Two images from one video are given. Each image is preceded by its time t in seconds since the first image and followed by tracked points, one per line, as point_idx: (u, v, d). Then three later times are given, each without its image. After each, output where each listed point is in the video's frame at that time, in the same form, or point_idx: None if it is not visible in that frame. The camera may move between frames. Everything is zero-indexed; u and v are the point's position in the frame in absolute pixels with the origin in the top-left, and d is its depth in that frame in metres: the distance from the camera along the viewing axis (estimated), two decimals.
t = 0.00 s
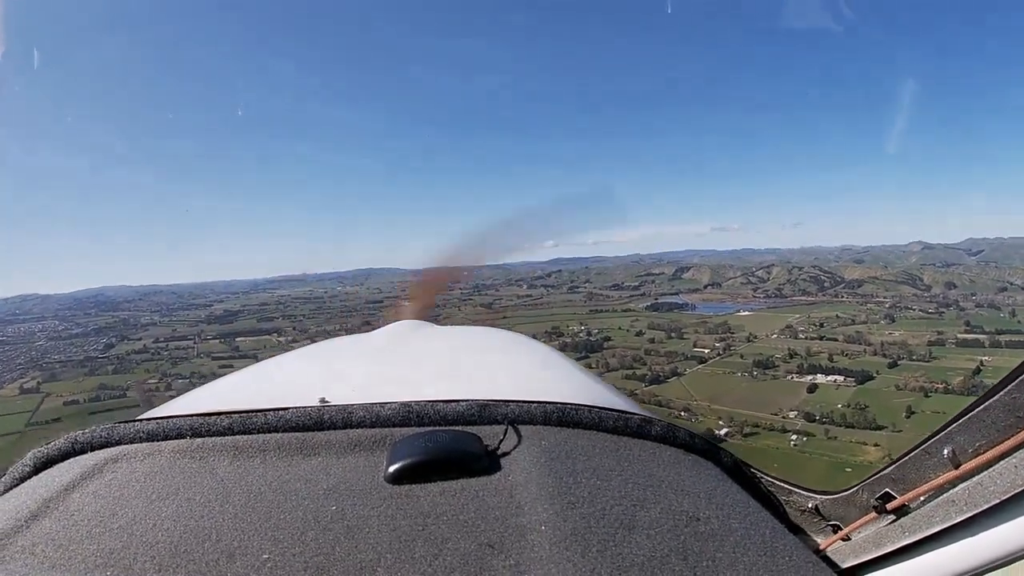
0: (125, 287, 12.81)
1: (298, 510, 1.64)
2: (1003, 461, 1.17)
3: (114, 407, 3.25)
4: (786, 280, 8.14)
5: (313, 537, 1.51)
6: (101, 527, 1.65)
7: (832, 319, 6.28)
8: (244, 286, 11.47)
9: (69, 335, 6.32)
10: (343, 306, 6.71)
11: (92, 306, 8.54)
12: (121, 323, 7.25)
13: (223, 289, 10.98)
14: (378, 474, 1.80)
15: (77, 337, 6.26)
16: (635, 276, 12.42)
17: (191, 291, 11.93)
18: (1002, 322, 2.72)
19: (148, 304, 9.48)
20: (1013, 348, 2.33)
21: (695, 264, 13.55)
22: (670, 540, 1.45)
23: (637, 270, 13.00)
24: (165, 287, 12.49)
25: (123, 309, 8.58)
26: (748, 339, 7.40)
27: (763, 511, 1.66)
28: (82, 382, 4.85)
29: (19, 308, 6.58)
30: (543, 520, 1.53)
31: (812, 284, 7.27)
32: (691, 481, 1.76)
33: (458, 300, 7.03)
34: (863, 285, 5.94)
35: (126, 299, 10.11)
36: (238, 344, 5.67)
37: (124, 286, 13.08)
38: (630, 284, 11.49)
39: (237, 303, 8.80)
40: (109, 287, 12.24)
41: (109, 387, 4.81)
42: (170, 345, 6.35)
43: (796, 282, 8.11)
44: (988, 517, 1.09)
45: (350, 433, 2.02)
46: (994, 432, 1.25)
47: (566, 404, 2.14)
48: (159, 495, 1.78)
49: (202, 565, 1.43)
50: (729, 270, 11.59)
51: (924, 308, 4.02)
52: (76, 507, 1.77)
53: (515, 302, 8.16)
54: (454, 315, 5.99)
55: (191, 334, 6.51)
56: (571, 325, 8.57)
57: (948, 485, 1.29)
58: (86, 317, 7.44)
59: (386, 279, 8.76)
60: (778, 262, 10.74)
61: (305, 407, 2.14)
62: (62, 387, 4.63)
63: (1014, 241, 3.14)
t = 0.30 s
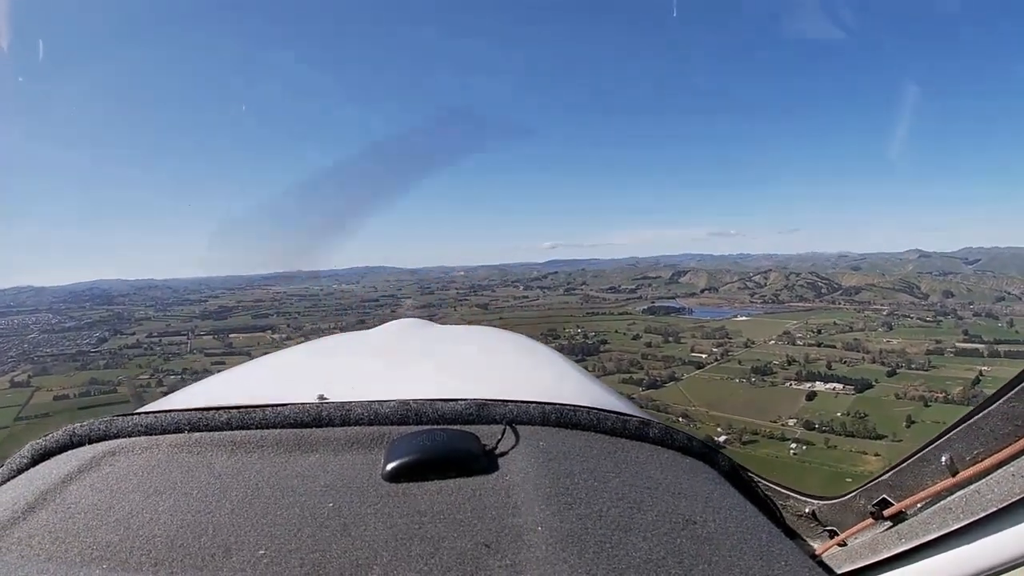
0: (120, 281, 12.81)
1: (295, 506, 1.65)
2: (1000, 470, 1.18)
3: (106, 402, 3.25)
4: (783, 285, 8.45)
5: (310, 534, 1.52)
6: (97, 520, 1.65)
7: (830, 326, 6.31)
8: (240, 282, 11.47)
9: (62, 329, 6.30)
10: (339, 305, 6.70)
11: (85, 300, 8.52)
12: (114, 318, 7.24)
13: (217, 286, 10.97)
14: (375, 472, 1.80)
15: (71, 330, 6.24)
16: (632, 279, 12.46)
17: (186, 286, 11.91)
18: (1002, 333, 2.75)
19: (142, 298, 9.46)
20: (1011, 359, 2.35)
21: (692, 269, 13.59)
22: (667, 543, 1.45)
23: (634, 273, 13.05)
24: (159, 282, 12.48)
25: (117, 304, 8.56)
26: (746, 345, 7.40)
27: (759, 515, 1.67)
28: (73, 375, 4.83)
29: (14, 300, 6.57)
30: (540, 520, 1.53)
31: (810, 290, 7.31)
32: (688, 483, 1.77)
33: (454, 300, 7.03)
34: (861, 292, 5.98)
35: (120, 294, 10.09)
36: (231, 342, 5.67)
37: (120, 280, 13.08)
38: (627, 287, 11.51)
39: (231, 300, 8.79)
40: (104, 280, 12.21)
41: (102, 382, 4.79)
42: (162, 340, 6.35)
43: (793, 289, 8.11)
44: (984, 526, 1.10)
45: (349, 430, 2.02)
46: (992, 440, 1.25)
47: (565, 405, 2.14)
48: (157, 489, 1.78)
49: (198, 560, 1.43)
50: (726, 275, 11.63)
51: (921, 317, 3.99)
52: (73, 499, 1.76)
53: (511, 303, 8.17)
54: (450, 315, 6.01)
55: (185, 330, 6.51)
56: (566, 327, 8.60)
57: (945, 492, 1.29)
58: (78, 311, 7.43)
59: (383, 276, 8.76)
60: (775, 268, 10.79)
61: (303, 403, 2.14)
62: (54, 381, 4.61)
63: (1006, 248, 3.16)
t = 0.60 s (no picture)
0: (117, 281, 12.82)
1: (290, 502, 1.64)
2: (997, 478, 1.17)
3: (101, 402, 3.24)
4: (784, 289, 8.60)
5: (305, 530, 1.51)
6: (91, 513, 1.64)
7: (829, 326, 6.32)
8: (237, 282, 11.47)
9: (57, 329, 6.28)
10: (336, 306, 6.70)
11: (82, 301, 8.52)
12: (110, 319, 7.24)
13: (214, 287, 10.97)
14: (371, 470, 1.79)
15: (66, 331, 6.23)
16: (630, 279, 12.48)
17: (183, 287, 11.91)
18: (1001, 333, 2.77)
19: (138, 299, 9.46)
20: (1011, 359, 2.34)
21: (691, 270, 13.62)
22: (661, 546, 1.44)
23: (632, 274, 13.06)
24: (155, 283, 12.49)
25: (113, 305, 8.56)
26: (745, 346, 7.38)
27: (754, 519, 1.66)
28: (66, 376, 4.80)
29: (9, 301, 6.56)
30: (534, 521, 1.52)
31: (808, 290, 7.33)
32: (684, 487, 1.76)
33: (452, 300, 7.02)
34: (860, 292, 5.99)
35: (117, 295, 10.10)
36: (226, 343, 5.67)
37: (116, 280, 13.12)
38: (626, 288, 11.52)
39: (228, 301, 8.79)
40: (100, 280, 12.21)
41: (95, 382, 4.78)
42: (158, 341, 6.36)
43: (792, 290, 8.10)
44: (980, 533, 1.09)
45: (345, 428, 2.01)
46: (988, 448, 1.25)
47: (562, 406, 2.13)
48: (151, 483, 1.77)
49: (192, 555, 1.42)
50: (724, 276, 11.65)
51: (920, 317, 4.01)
52: (68, 492, 1.75)
53: (509, 303, 8.17)
54: (448, 316, 6.00)
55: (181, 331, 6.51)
56: (565, 327, 8.60)
57: (940, 501, 1.28)
58: (74, 313, 7.42)
59: (381, 276, 8.76)
60: (774, 269, 10.78)
61: (300, 400, 2.13)
62: (48, 382, 4.60)
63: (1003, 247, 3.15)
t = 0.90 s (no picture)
0: (115, 287, 12.82)
1: (284, 500, 1.63)
2: (990, 484, 1.17)
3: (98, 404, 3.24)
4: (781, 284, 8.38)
5: (298, 528, 1.50)
6: (84, 508, 1.63)
7: (832, 324, 6.31)
8: (235, 286, 11.46)
9: (54, 335, 6.27)
10: (334, 310, 6.70)
11: (79, 307, 8.52)
12: (107, 325, 7.24)
13: (212, 292, 10.96)
14: (365, 469, 1.79)
15: (63, 337, 6.23)
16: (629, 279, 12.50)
17: (181, 293, 11.92)
18: (1004, 328, 2.68)
19: (135, 305, 9.46)
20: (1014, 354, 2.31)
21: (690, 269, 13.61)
22: (654, 547, 1.44)
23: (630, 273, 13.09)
24: (154, 289, 12.51)
25: (111, 310, 8.55)
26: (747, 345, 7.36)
27: (748, 522, 1.66)
28: (63, 383, 4.79)
29: (6, 309, 6.56)
30: (528, 522, 1.52)
31: (807, 287, 7.33)
32: (678, 489, 1.75)
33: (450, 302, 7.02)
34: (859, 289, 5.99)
35: (115, 301, 10.10)
36: (224, 348, 5.66)
37: (115, 286, 13.11)
38: (625, 288, 11.56)
39: (225, 306, 8.78)
40: (98, 285, 12.18)
41: (92, 387, 4.77)
42: (156, 346, 6.37)
43: (791, 287, 8.08)
44: (973, 539, 1.09)
45: (339, 426, 2.01)
46: (982, 454, 1.24)
47: (557, 407, 2.12)
48: (145, 479, 1.76)
49: (184, 551, 1.42)
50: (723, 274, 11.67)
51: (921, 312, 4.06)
52: (61, 486, 1.75)
53: (508, 303, 8.17)
54: (446, 317, 6.01)
55: (178, 336, 6.52)
56: (564, 329, 8.61)
57: (934, 506, 1.28)
58: (71, 318, 7.42)
59: (379, 278, 8.76)
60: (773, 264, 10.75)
61: (295, 397, 2.12)
62: (44, 389, 4.59)
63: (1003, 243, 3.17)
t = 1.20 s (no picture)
0: (116, 293, 12.83)
1: (283, 501, 1.63)
2: (989, 485, 1.16)
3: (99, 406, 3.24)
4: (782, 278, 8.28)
5: (297, 529, 1.50)
6: (83, 509, 1.63)
7: (835, 318, 6.31)
8: (236, 290, 11.46)
9: (54, 341, 6.27)
10: (335, 312, 6.69)
11: (80, 312, 8.53)
12: (107, 331, 7.25)
13: (212, 295, 10.98)
14: (364, 470, 1.79)
15: (63, 343, 6.24)
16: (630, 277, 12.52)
17: (181, 296, 11.94)
18: (1009, 321, 2.67)
19: (136, 309, 9.47)
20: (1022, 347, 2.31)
21: (691, 267, 13.58)
22: (653, 548, 1.44)
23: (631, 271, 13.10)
24: (155, 293, 12.54)
25: (111, 315, 8.57)
26: (751, 342, 7.32)
27: (747, 523, 1.66)
28: (62, 389, 4.78)
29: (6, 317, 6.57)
30: (527, 523, 1.51)
31: (809, 283, 7.32)
32: (677, 490, 1.75)
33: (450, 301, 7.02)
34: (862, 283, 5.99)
35: (116, 305, 10.12)
36: (225, 352, 5.67)
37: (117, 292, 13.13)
38: (627, 285, 11.55)
39: (225, 309, 8.80)
40: (98, 291, 12.20)
41: (92, 393, 4.76)
42: (156, 350, 6.37)
43: (791, 282, 8.05)
44: (972, 540, 1.08)
45: (338, 427, 2.01)
46: (981, 455, 1.24)
47: (556, 408, 2.12)
48: (144, 480, 1.77)
49: (183, 553, 1.42)
50: (725, 271, 11.66)
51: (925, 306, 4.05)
52: (60, 488, 1.75)
53: (509, 303, 8.18)
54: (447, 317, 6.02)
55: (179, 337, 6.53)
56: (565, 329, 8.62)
57: (933, 506, 1.28)
58: (72, 325, 7.43)
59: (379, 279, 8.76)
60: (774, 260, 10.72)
61: (294, 399, 2.12)
62: (44, 394, 4.60)
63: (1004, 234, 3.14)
